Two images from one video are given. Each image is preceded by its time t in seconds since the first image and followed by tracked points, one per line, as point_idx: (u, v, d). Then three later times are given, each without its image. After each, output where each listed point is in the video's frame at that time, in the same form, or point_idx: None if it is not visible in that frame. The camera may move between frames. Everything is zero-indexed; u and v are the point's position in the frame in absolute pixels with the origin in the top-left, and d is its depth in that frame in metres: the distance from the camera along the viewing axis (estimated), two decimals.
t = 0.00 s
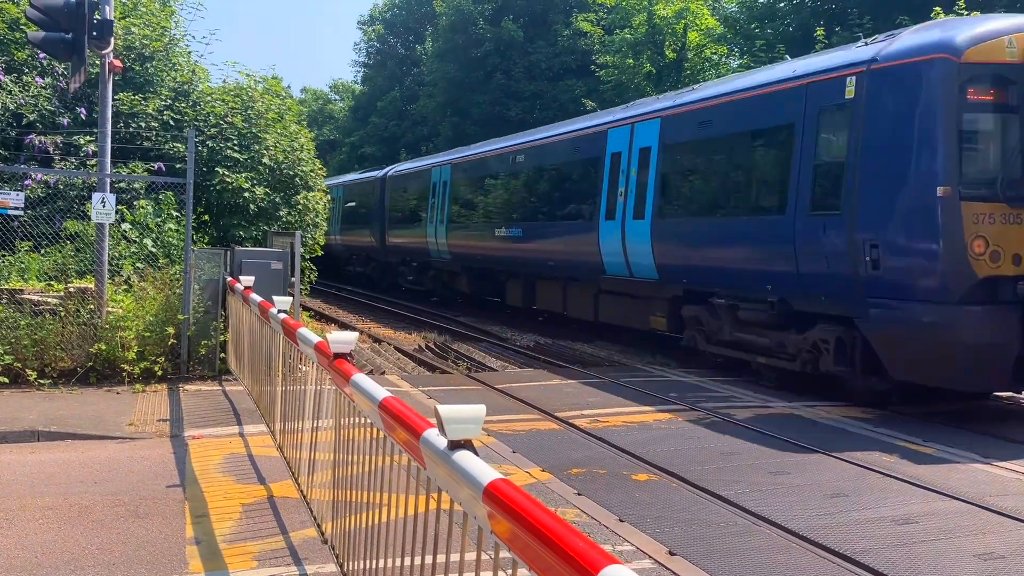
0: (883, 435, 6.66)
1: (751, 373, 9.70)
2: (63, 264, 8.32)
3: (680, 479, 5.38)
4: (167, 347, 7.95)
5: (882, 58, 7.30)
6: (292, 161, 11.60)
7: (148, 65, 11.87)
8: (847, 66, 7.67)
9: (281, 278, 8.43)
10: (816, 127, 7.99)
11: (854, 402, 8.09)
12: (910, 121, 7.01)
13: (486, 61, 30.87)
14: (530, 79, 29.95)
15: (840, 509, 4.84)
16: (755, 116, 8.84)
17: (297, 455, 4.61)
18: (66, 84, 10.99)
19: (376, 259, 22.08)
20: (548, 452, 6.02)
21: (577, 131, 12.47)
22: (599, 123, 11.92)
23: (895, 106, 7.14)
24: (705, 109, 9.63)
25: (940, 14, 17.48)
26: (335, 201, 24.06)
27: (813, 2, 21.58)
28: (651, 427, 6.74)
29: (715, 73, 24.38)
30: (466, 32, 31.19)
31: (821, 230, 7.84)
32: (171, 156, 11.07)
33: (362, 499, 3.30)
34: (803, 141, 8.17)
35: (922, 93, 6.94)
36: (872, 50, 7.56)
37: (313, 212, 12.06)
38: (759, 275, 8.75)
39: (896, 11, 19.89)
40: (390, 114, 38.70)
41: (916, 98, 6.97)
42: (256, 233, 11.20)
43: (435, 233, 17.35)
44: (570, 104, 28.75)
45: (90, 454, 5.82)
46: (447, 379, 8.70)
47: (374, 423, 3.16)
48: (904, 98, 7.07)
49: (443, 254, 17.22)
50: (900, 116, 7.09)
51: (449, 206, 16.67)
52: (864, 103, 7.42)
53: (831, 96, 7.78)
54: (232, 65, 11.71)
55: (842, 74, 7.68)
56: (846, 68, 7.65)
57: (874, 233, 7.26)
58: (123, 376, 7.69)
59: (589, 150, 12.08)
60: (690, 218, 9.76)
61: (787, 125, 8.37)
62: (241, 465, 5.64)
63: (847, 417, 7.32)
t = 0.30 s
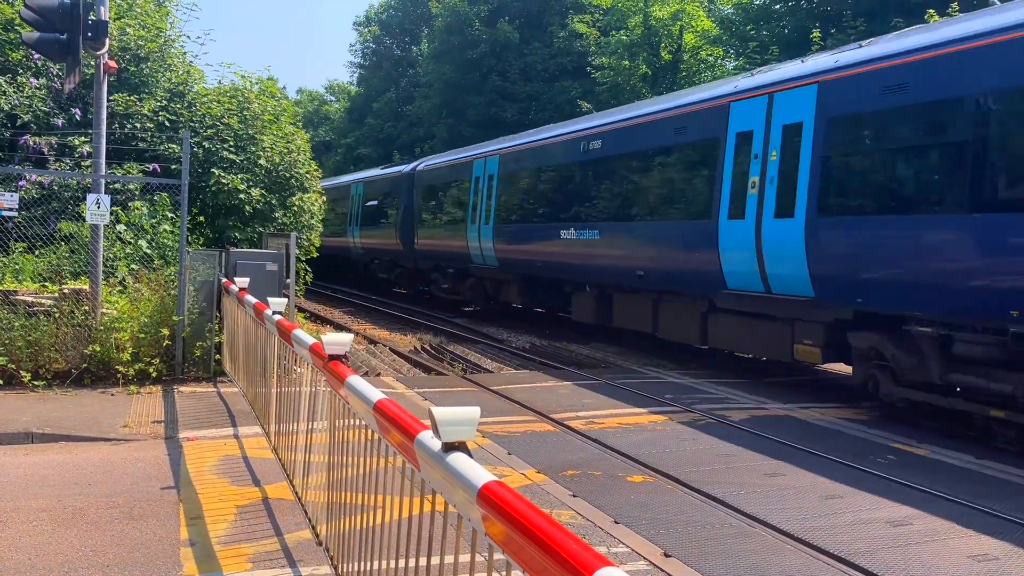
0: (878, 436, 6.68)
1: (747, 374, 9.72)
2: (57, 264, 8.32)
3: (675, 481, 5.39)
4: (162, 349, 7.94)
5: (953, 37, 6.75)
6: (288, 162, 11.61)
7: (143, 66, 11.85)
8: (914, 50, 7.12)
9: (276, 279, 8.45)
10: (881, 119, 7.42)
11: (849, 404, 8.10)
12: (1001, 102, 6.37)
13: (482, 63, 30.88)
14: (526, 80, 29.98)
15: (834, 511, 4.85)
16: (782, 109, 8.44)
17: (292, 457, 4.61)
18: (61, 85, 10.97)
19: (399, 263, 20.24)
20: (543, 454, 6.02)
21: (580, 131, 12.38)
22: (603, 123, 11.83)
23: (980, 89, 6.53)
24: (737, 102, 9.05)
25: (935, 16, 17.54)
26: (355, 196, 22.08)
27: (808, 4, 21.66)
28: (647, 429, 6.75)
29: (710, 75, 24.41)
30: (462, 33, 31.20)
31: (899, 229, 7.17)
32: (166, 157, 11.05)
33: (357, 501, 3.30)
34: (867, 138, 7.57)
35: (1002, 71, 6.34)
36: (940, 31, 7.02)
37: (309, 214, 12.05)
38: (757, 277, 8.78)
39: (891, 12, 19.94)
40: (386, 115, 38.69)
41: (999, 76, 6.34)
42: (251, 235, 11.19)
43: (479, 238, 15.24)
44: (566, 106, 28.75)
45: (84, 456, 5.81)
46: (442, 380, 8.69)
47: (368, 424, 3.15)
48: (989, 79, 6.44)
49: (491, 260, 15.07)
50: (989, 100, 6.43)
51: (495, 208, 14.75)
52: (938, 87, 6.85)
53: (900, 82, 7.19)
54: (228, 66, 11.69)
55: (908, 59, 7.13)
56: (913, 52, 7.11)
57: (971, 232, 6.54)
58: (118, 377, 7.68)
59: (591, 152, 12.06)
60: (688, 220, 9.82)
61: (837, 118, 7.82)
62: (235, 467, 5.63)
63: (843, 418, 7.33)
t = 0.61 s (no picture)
0: (875, 436, 6.69)
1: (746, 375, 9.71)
2: (54, 264, 8.31)
3: (673, 481, 5.39)
4: (159, 349, 7.93)
5: (954, 38, 6.71)
6: (285, 162, 11.61)
7: (140, 66, 11.85)
8: (915, 50, 7.08)
9: (273, 280, 8.46)
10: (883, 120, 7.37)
11: (847, 405, 8.10)
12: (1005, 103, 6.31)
13: (479, 64, 30.87)
14: (524, 81, 29.99)
15: (833, 511, 4.86)
16: (782, 111, 8.42)
17: (289, 457, 4.60)
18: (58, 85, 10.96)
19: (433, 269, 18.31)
20: (541, 454, 6.02)
21: (580, 131, 12.35)
22: (601, 123, 11.81)
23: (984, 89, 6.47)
24: (737, 103, 9.02)
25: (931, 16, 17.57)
26: (379, 195, 20.14)
27: (805, 5, 21.69)
28: (645, 429, 6.75)
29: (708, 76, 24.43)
30: (459, 33, 31.21)
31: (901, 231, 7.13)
32: (163, 157, 11.03)
33: (354, 502, 3.29)
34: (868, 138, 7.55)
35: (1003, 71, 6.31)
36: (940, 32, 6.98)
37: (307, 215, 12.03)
38: (756, 278, 8.78)
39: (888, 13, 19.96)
40: (384, 115, 38.69)
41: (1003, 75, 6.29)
42: (248, 235, 11.17)
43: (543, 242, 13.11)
44: (564, 107, 28.77)
45: (81, 457, 5.80)
46: (440, 380, 8.68)
47: (366, 425, 3.14)
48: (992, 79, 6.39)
49: (558, 266, 12.86)
50: (993, 101, 6.36)
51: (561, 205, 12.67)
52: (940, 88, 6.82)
53: (901, 83, 7.14)
54: (225, 66, 11.68)
55: (909, 59, 7.09)
56: (914, 52, 7.06)
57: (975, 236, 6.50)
58: (114, 378, 7.67)
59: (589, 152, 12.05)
60: (687, 221, 9.82)
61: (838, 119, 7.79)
62: (233, 468, 5.62)
63: (840, 419, 7.34)
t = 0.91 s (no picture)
0: (874, 436, 6.69)
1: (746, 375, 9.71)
2: (53, 265, 8.30)
3: (672, 480, 5.39)
4: (158, 349, 7.93)
5: (954, 38, 6.73)
6: (284, 162, 11.60)
7: (139, 66, 11.85)
8: (915, 50, 7.09)
9: (273, 280, 8.46)
10: (884, 120, 7.39)
11: (846, 404, 8.10)
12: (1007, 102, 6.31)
13: (478, 63, 30.86)
14: (523, 80, 30.01)
15: (832, 511, 4.86)
16: (783, 110, 8.44)
17: (289, 457, 4.59)
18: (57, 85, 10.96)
19: (478, 273, 16.24)
20: (540, 454, 6.02)
21: (580, 130, 12.35)
22: (601, 123, 11.83)
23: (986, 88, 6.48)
24: (739, 103, 9.04)
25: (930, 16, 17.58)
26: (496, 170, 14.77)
27: (805, 5, 21.71)
28: (644, 429, 6.75)
29: (707, 75, 24.44)
30: (458, 33, 31.20)
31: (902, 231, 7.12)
32: (162, 157, 11.03)
33: (354, 501, 3.29)
34: (870, 138, 7.56)
35: (1002, 70, 6.31)
36: (940, 31, 7.00)
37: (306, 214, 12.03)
38: (756, 278, 8.78)
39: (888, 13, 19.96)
40: (383, 115, 38.68)
41: (1007, 75, 6.29)
42: (248, 235, 11.16)
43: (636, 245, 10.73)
44: (563, 106, 28.78)
45: (81, 457, 5.80)
46: (439, 380, 8.68)
47: (366, 425, 3.14)
48: (994, 79, 6.40)
49: (659, 273, 10.39)
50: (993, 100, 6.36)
51: (586, 205, 12.01)
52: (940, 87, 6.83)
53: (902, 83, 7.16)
54: (224, 66, 11.68)
55: (908, 59, 7.11)
56: (915, 52, 7.07)
57: (974, 236, 6.50)
58: (114, 378, 7.66)
59: (587, 151, 12.07)
60: (687, 221, 9.82)
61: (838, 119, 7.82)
62: (232, 467, 5.63)
63: (840, 418, 7.34)
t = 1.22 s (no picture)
0: (874, 435, 6.68)
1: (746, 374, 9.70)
2: (53, 264, 8.29)
3: (673, 480, 5.39)
4: (159, 349, 7.93)
5: (955, 36, 6.75)
6: (284, 161, 11.60)
7: (139, 66, 11.85)
8: (916, 48, 7.11)
9: (273, 279, 8.46)
10: (884, 118, 7.39)
11: (847, 403, 8.09)
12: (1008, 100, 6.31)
13: (478, 62, 30.84)
14: (523, 79, 30.01)
15: (834, 510, 4.85)
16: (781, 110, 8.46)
17: (290, 457, 4.58)
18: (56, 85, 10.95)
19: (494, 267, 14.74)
20: (541, 453, 6.01)
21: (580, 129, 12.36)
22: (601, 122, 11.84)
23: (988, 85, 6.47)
24: (737, 101, 9.05)
25: (931, 16, 17.57)
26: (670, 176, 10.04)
27: (805, 4, 21.70)
28: (644, 428, 6.74)
29: (707, 75, 24.42)
30: (458, 32, 31.19)
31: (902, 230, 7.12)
32: (162, 156, 11.03)
33: (354, 501, 3.28)
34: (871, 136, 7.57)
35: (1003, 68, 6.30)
36: (941, 30, 7.02)
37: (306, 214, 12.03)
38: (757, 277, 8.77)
39: (889, 12, 19.92)
40: (383, 115, 38.65)
41: (1007, 74, 6.29)
42: (248, 234, 11.16)
43: (786, 249, 8.25)
44: (563, 105, 28.77)
45: (81, 456, 5.79)
46: (440, 380, 8.68)
47: (366, 424, 3.14)
48: (995, 76, 6.40)
49: (828, 286, 7.90)
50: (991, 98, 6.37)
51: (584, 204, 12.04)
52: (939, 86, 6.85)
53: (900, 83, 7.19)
54: (224, 66, 11.67)
55: (907, 58, 7.15)
56: (916, 50, 7.09)
57: (974, 234, 6.50)
58: (114, 378, 7.66)
59: (586, 151, 12.09)
60: (688, 220, 9.80)
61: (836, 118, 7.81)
62: (232, 467, 5.62)
63: (840, 417, 7.33)
